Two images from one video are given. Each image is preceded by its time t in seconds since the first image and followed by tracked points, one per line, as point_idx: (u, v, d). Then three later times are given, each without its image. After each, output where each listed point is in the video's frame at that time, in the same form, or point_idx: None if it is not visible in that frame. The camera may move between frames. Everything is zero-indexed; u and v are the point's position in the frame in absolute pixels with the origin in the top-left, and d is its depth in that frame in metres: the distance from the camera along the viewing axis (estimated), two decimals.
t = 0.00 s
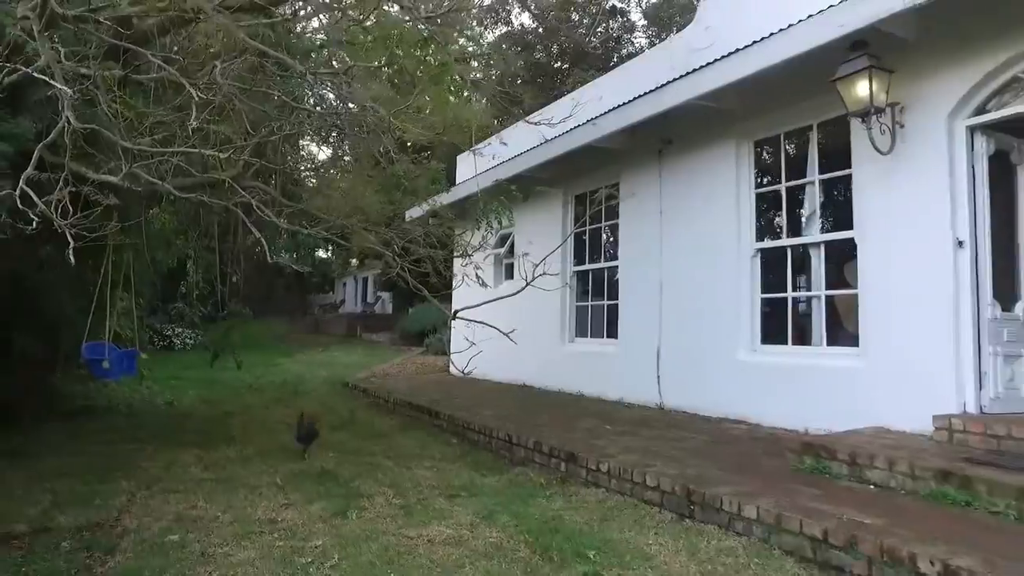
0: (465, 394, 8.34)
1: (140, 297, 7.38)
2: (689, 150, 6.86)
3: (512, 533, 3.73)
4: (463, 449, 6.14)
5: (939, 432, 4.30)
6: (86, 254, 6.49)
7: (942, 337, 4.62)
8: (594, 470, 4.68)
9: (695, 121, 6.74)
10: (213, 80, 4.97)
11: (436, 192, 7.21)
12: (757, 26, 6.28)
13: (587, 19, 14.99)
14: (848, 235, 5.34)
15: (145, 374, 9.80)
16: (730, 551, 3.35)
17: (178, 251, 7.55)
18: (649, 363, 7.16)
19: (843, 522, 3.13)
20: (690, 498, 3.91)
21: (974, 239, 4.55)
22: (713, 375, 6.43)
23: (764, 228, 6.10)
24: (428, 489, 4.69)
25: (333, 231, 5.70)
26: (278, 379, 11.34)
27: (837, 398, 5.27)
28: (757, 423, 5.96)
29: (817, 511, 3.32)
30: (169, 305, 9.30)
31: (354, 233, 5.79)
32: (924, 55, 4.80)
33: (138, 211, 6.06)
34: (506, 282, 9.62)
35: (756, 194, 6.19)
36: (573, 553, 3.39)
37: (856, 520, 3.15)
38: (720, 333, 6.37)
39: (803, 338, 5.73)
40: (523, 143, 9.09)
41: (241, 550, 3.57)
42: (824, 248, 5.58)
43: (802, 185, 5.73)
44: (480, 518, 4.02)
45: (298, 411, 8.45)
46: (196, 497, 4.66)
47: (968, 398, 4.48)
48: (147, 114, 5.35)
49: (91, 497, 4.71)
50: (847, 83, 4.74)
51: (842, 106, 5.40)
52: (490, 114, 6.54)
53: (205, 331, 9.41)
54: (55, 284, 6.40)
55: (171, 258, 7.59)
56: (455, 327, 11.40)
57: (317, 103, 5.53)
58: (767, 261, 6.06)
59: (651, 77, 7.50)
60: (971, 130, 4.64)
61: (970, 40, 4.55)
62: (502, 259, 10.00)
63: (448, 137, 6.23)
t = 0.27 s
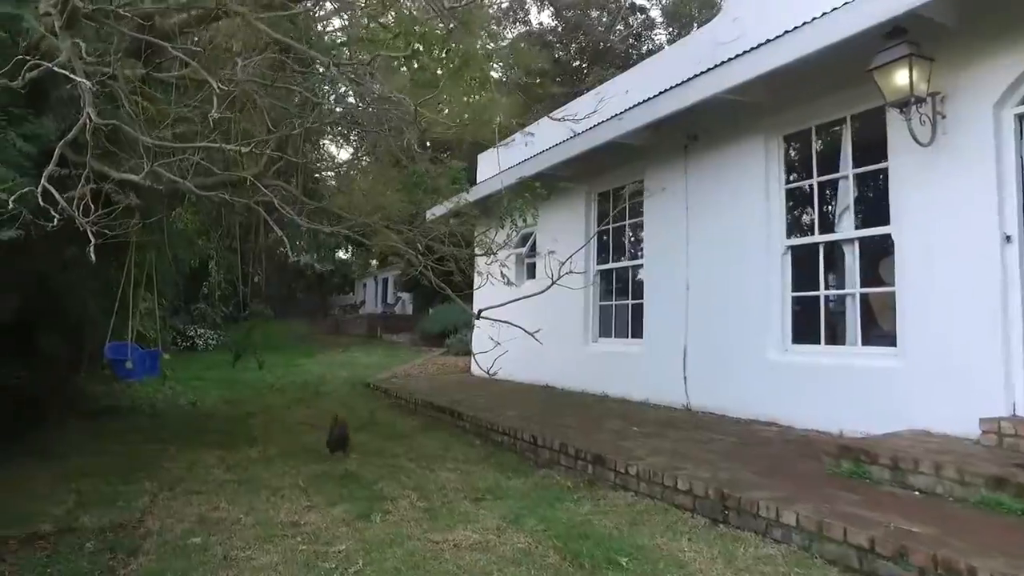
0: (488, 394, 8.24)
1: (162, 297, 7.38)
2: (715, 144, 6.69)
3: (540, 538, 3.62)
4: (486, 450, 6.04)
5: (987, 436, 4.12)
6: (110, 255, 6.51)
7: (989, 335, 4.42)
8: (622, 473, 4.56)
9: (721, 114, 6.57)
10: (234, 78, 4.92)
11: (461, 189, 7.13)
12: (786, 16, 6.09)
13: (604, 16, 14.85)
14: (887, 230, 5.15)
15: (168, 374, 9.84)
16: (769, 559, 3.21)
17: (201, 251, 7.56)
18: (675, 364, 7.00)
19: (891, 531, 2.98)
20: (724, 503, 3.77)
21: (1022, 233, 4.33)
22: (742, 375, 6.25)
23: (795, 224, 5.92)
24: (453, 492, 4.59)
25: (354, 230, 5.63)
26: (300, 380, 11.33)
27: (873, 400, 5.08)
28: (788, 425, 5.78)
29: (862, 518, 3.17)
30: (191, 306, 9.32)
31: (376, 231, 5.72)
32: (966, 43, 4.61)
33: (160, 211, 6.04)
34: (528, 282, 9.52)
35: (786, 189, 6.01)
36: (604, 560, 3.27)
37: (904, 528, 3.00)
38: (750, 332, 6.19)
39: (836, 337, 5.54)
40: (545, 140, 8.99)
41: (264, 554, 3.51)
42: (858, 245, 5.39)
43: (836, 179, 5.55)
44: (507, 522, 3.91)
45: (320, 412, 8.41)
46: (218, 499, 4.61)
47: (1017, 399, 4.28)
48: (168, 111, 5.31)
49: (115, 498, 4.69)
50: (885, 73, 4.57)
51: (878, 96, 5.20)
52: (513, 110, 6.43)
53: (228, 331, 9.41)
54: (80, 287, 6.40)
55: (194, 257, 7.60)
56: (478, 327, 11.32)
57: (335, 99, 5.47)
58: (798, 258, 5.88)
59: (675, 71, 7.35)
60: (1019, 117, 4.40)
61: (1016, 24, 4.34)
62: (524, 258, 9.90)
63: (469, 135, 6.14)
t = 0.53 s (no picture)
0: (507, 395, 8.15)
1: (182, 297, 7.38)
2: (740, 140, 6.55)
3: (565, 543, 3.52)
4: (507, 452, 5.95)
5: None
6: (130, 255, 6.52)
7: None
8: (647, 476, 4.44)
9: (746, 109, 6.43)
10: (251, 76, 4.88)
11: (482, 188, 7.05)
12: (812, 7, 5.94)
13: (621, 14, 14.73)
14: (919, 226, 4.98)
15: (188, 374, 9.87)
16: (804, 567, 3.08)
17: (220, 251, 7.56)
18: (699, 364, 6.86)
19: (936, 539, 2.85)
20: (755, 508, 3.64)
21: None
22: (768, 376, 6.10)
23: (822, 221, 5.77)
24: (475, 495, 4.51)
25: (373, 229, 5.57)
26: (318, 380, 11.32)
27: (906, 402, 4.92)
28: (817, 427, 5.62)
29: (903, 525, 3.03)
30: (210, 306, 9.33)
31: (396, 230, 5.66)
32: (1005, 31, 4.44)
33: (181, 211, 6.04)
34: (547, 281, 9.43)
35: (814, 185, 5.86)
36: (632, 566, 3.16)
37: (949, 537, 2.86)
38: (776, 332, 6.04)
39: (866, 337, 5.38)
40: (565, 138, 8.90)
41: (283, 558, 3.44)
42: (889, 242, 5.23)
43: (866, 174, 5.39)
44: (531, 526, 3.81)
45: (338, 413, 8.37)
46: (238, 500, 4.56)
47: None
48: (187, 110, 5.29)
49: (135, 498, 4.66)
50: (920, 62, 4.41)
51: (911, 88, 5.04)
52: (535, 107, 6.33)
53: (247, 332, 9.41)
54: (101, 287, 6.42)
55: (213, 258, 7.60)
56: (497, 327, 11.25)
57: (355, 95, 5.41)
58: (826, 256, 5.72)
59: (698, 66, 7.21)
60: None
61: None
62: (543, 258, 9.82)
63: (489, 133, 6.06)
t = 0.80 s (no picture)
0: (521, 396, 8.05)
1: (194, 298, 7.34)
2: (760, 134, 6.40)
3: (587, 549, 3.41)
4: (522, 454, 5.85)
5: None
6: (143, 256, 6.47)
7: None
8: (669, 479, 4.32)
9: (766, 102, 6.29)
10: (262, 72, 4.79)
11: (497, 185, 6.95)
12: None
13: (632, 12, 14.63)
14: (949, 221, 4.82)
15: (200, 374, 9.83)
16: None
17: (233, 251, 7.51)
18: (717, 364, 6.72)
19: (982, 549, 2.71)
20: (784, 513, 3.51)
21: None
22: (790, 376, 5.95)
23: (845, 217, 5.62)
24: (492, 498, 4.40)
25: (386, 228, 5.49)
26: (330, 381, 11.27)
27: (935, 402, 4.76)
28: (840, 428, 5.47)
29: (945, 534, 2.90)
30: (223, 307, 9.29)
31: (410, 229, 5.57)
32: None
33: (193, 210, 5.99)
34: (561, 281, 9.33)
35: (837, 180, 5.71)
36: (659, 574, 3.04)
37: (995, 546, 2.72)
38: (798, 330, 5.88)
39: (892, 337, 5.23)
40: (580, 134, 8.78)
41: (298, 564, 3.35)
42: (916, 238, 5.08)
43: (891, 169, 5.24)
44: (550, 531, 3.70)
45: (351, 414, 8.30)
46: (251, 503, 4.48)
47: None
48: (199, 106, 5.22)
49: (147, 501, 4.59)
50: (954, 51, 4.26)
51: (940, 80, 4.88)
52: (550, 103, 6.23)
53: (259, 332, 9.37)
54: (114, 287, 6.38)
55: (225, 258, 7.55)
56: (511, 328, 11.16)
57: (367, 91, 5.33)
58: (850, 253, 5.57)
59: (718, 60, 7.08)
60: None
61: None
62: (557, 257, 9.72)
63: (504, 130, 5.96)
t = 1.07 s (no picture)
0: (533, 399, 7.94)
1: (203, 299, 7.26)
2: (777, 130, 6.27)
3: (607, 558, 3.29)
4: (536, 458, 5.74)
5: None
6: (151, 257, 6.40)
7: None
8: (688, 485, 4.19)
9: (784, 98, 6.16)
10: (270, 69, 4.70)
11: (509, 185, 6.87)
12: None
13: (640, 10, 14.51)
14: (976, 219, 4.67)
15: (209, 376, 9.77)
16: None
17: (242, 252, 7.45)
18: (733, 366, 6.60)
19: None
20: (811, 521, 3.38)
21: None
22: (808, 378, 5.81)
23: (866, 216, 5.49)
24: (506, 504, 4.30)
25: (396, 228, 5.39)
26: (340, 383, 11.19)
27: (962, 406, 4.61)
28: (860, 432, 5.33)
29: (985, 545, 2.76)
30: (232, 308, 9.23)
31: (421, 229, 5.48)
32: None
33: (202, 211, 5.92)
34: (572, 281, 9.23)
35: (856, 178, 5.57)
36: None
37: None
38: (817, 332, 5.74)
39: (916, 338, 5.09)
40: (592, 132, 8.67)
41: (309, 572, 3.25)
42: (941, 237, 4.93)
43: (915, 166, 5.09)
44: (568, 539, 3.59)
45: (360, 416, 8.21)
46: (261, 509, 4.39)
47: None
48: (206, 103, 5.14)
49: (155, 506, 4.51)
50: (983, 43, 4.12)
51: (965, 74, 4.73)
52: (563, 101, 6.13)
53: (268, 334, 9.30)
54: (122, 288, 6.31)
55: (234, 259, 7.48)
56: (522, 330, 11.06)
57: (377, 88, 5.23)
58: (872, 252, 5.44)
59: (734, 56, 6.95)
60: None
61: None
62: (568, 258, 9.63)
63: (516, 128, 5.85)
